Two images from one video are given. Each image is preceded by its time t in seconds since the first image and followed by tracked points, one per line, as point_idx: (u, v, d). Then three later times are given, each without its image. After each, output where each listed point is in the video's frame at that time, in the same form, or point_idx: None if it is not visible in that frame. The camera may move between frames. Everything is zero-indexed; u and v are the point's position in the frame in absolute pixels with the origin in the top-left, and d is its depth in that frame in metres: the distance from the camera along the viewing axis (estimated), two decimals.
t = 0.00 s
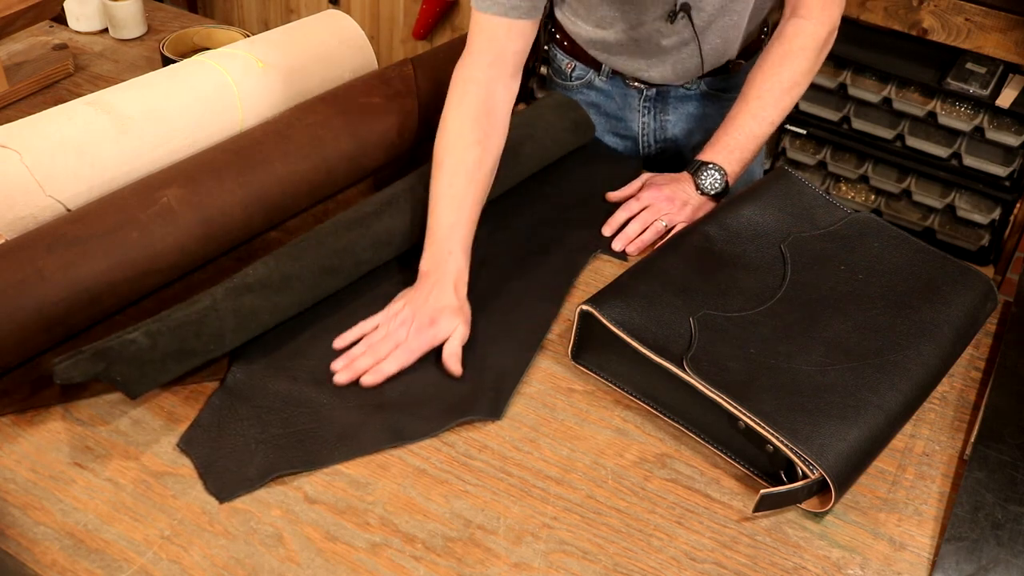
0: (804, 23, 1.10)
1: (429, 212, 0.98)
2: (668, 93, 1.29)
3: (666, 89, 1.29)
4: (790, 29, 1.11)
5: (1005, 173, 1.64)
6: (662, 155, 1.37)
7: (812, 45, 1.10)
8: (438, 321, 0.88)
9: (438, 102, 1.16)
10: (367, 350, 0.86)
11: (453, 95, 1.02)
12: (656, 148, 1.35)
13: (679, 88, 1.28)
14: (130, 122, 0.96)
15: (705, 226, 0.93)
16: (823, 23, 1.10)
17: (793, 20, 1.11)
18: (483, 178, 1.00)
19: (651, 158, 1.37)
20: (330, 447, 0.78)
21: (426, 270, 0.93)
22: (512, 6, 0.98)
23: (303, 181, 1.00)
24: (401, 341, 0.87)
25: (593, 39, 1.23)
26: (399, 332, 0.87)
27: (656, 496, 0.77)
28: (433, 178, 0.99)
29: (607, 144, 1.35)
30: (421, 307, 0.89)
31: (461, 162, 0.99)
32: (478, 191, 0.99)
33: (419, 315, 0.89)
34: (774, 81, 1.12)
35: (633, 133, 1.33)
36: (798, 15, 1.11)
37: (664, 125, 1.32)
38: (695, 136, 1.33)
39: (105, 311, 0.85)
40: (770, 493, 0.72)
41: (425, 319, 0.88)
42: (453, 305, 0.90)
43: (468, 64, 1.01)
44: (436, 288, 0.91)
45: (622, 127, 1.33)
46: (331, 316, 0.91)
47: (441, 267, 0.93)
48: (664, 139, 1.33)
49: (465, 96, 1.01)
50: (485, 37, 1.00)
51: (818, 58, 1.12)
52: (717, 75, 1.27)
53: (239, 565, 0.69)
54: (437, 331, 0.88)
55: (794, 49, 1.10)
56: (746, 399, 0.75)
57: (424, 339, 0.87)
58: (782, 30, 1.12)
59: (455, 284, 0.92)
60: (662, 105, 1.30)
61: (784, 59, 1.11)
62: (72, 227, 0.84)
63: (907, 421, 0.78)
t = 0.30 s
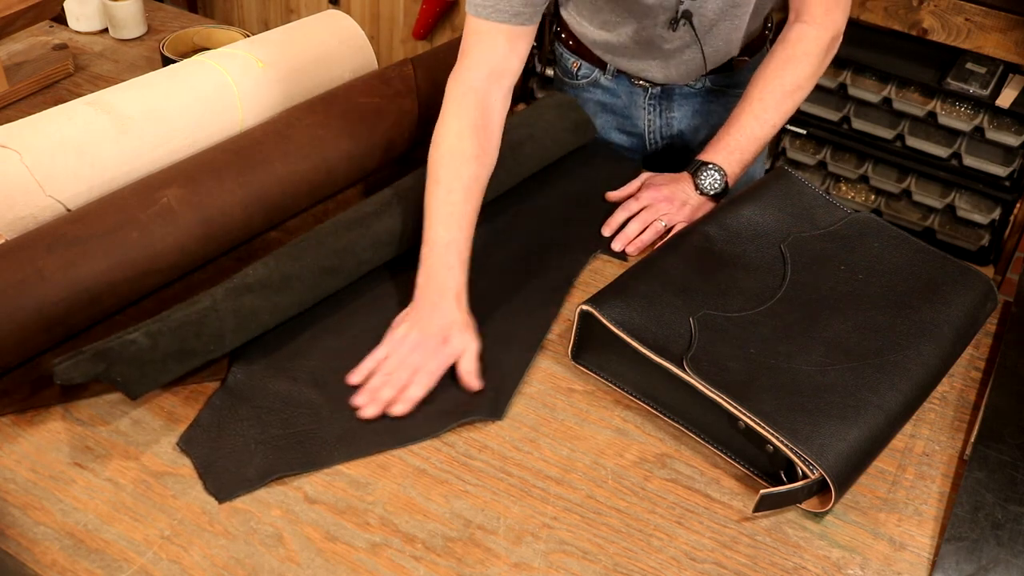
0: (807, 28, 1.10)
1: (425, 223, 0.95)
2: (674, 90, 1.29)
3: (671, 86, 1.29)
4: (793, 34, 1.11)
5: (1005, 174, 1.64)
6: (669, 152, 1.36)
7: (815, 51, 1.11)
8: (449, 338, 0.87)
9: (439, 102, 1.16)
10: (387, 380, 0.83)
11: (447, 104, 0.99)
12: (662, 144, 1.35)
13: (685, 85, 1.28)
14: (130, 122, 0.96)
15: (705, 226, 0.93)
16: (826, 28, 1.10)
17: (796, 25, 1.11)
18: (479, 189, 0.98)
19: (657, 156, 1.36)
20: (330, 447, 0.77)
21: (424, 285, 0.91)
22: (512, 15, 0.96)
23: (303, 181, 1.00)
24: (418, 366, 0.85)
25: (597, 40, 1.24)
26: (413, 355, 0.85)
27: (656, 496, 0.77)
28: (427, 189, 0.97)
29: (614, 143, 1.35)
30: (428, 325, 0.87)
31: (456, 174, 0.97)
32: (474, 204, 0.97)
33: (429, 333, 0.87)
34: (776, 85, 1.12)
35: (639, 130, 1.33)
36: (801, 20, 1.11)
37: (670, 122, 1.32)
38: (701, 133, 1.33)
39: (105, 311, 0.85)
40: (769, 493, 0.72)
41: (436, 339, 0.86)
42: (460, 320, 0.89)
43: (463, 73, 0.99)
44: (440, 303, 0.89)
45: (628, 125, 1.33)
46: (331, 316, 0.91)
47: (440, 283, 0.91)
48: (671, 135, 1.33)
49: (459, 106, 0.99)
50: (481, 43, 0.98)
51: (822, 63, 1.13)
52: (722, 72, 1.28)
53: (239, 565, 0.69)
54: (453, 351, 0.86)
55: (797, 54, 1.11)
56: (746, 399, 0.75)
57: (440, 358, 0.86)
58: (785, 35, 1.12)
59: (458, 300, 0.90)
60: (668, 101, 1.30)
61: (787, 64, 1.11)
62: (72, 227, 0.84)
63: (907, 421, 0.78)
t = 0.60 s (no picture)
0: (804, 21, 1.10)
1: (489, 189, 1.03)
2: (675, 90, 1.29)
3: (672, 85, 1.28)
4: (790, 28, 1.11)
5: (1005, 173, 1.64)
6: (667, 152, 1.36)
7: (812, 44, 1.10)
8: (535, 287, 0.94)
9: (439, 102, 1.16)
10: (486, 331, 0.89)
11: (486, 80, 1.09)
12: (660, 143, 1.35)
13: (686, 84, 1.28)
14: (130, 122, 0.96)
15: (705, 226, 0.93)
16: (821, 22, 1.10)
17: (793, 19, 1.11)
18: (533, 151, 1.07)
19: (656, 156, 1.36)
20: (330, 447, 0.77)
21: (502, 243, 0.98)
22: None
23: (303, 181, 1.00)
24: (511, 315, 0.91)
25: (598, 34, 1.24)
26: (506, 305, 0.91)
27: (656, 496, 0.77)
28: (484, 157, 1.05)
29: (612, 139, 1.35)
30: (512, 275, 0.94)
31: (510, 139, 1.05)
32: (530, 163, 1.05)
33: (516, 285, 0.94)
34: (773, 80, 1.11)
35: (638, 128, 1.33)
36: (797, 14, 1.10)
37: (669, 121, 1.32)
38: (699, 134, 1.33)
39: (106, 311, 0.85)
40: (769, 493, 0.72)
41: (524, 288, 0.94)
42: (541, 271, 0.96)
43: (496, 49, 1.09)
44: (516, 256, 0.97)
45: (627, 121, 1.33)
46: (331, 316, 0.91)
47: (515, 238, 0.99)
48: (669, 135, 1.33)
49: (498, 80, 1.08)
50: (512, 24, 1.09)
51: (818, 57, 1.12)
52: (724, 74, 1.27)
53: (239, 565, 0.69)
54: (541, 298, 0.94)
55: (793, 48, 1.10)
56: (746, 399, 0.75)
57: (530, 306, 0.93)
58: (782, 29, 1.12)
59: (534, 249, 0.98)
60: (669, 101, 1.30)
61: (783, 58, 1.11)
62: (72, 227, 0.84)
63: (907, 421, 0.78)
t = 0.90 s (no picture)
0: (805, 18, 1.10)
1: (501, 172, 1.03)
2: (672, 90, 1.29)
3: (669, 86, 1.29)
4: (790, 26, 1.11)
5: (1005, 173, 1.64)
6: (663, 154, 1.36)
7: (813, 40, 1.10)
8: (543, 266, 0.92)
9: (440, 102, 1.16)
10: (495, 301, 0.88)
11: (497, 65, 1.07)
12: (656, 146, 1.35)
13: (683, 85, 1.28)
14: (130, 122, 0.96)
15: (705, 226, 0.93)
16: (823, 20, 1.10)
17: (794, 16, 1.11)
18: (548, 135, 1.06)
19: (652, 158, 1.37)
20: (331, 447, 0.77)
21: (517, 224, 0.98)
22: None
23: (303, 181, 1.00)
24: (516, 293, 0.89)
25: (599, 31, 1.23)
26: (513, 282, 0.89)
27: (656, 496, 0.77)
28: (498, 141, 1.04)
29: (608, 139, 1.35)
30: (522, 253, 0.93)
31: (523, 123, 1.04)
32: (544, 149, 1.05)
33: (524, 261, 0.92)
34: (774, 78, 1.11)
35: (633, 129, 1.33)
36: (798, 12, 1.10)
37: (665, 123, 1.31)
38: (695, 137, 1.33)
39: (106, 311, 0.85)
40: (769, 493, 0.72)
41: (532, 264, 0.91)
42: (551, 251, 0.95)
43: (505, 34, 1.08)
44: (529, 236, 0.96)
45: (623, 122, 1.33)
46: (331, 316, 0.91)
47: (529, 218, 0.98)
48: (665, 137, 1.33)
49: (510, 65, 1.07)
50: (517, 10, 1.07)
51: (819, 55, 1.12)
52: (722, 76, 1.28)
53: (239, 565, 0.69)
54: (548, 276, 0.91)
55: (794, 45, 1.10)
56: (747, 399, 0.75)
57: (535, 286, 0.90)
58: (783, 27, 1.11)
59: (547, 230, 0.97)
60: (665, 102, 1.29)
61: (784, 55, 1.11)
62: (72, 227, 0.84)
63: (907, 421, 0.78)
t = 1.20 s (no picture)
0: (808, 20, 1.09)
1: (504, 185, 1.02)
2: (674, 94, 1.29)
3: (671, 89, 1.29)
4: (793, 28, 1.10)
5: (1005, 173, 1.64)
6: (665, 158, 1.35)
7: (816, 43, 1.10)
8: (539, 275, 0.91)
9: (440, 102, 1.16)
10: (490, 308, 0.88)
11: (506, 73, 1.06)
12: (658, 150, 1.34)
13: (685, 88, 1.28)
14: (130, 122, 0.96)
15: (705, 226, 0.93)
16: (826, 22, 1.09)
17: (796, 17, 1.11)
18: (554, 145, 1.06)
19: (654, 162, 1.36)
20: (331, 447, 0.77)
21: (519, 239, 0.96)
22: None
23: (303, 181, 1.00)
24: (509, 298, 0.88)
25: (604, 33, 1.23)
26: (507, 288, 0.88)
27: (656, 496, 0.77)
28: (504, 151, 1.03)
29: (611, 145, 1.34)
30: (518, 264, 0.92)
31: (528, 136, 1.03)
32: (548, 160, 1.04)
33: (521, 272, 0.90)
34: (776, 81, 1.11)
35: (636, 134, 1.33)
36: (801, 14, 1.10)
37: (668, 127, 1.31)
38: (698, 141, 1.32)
39: (106, 311, 0.85)
40: (770, 493, 0.72)
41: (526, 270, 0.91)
42: (547, 265, 0.93)
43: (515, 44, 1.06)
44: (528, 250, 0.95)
45: (625, 127, 1.32)
46: (331, 316, 0.91)
47: (530, 234, 0.97)
48: (667, 142, 1.33)
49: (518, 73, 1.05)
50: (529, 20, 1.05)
51: (820, 58, 1.12)
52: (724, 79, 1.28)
53: (239, 565, 0.69)
54: (542, 285, 0.90)
55: (796, 48, 1.10)
56: (746, 399, 0.75)
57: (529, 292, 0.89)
58: (785, 29, 1.11)
59: (545, 246, 0.96)
60: (667, 106, 1.29)
61: (785, 58, 1.11)
62: (72, 227, 0.84)
63: (907, 421, 0.78)
